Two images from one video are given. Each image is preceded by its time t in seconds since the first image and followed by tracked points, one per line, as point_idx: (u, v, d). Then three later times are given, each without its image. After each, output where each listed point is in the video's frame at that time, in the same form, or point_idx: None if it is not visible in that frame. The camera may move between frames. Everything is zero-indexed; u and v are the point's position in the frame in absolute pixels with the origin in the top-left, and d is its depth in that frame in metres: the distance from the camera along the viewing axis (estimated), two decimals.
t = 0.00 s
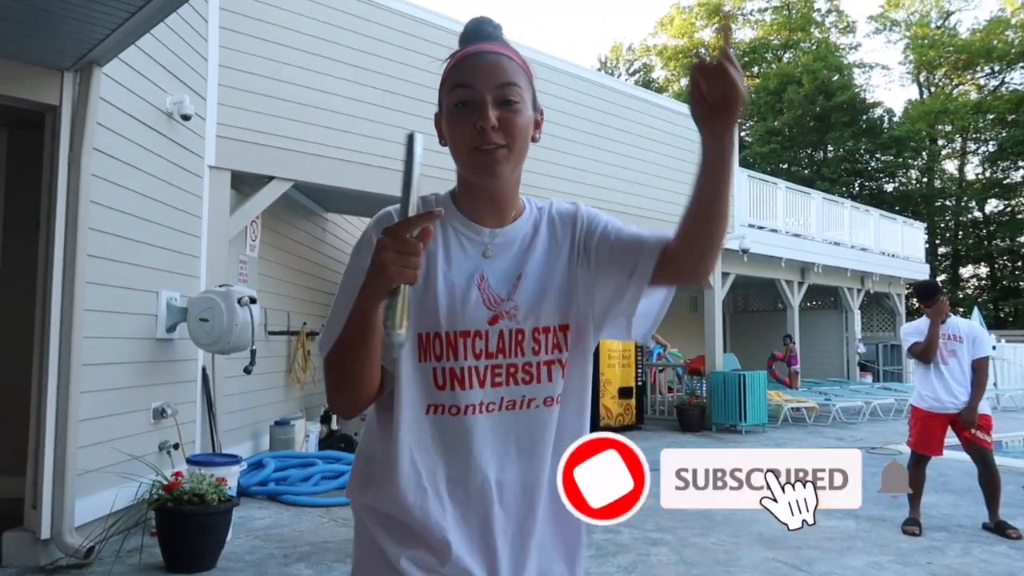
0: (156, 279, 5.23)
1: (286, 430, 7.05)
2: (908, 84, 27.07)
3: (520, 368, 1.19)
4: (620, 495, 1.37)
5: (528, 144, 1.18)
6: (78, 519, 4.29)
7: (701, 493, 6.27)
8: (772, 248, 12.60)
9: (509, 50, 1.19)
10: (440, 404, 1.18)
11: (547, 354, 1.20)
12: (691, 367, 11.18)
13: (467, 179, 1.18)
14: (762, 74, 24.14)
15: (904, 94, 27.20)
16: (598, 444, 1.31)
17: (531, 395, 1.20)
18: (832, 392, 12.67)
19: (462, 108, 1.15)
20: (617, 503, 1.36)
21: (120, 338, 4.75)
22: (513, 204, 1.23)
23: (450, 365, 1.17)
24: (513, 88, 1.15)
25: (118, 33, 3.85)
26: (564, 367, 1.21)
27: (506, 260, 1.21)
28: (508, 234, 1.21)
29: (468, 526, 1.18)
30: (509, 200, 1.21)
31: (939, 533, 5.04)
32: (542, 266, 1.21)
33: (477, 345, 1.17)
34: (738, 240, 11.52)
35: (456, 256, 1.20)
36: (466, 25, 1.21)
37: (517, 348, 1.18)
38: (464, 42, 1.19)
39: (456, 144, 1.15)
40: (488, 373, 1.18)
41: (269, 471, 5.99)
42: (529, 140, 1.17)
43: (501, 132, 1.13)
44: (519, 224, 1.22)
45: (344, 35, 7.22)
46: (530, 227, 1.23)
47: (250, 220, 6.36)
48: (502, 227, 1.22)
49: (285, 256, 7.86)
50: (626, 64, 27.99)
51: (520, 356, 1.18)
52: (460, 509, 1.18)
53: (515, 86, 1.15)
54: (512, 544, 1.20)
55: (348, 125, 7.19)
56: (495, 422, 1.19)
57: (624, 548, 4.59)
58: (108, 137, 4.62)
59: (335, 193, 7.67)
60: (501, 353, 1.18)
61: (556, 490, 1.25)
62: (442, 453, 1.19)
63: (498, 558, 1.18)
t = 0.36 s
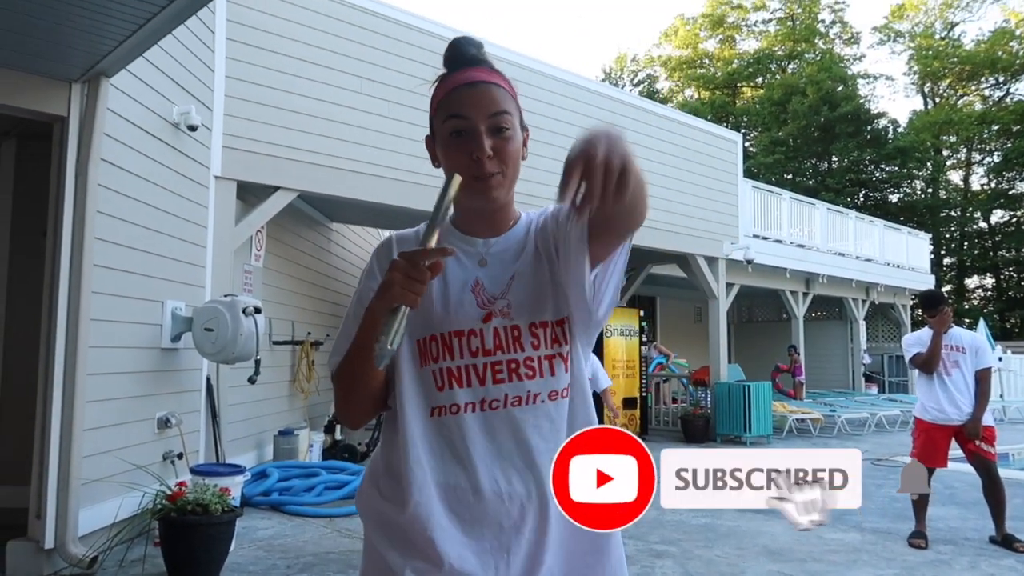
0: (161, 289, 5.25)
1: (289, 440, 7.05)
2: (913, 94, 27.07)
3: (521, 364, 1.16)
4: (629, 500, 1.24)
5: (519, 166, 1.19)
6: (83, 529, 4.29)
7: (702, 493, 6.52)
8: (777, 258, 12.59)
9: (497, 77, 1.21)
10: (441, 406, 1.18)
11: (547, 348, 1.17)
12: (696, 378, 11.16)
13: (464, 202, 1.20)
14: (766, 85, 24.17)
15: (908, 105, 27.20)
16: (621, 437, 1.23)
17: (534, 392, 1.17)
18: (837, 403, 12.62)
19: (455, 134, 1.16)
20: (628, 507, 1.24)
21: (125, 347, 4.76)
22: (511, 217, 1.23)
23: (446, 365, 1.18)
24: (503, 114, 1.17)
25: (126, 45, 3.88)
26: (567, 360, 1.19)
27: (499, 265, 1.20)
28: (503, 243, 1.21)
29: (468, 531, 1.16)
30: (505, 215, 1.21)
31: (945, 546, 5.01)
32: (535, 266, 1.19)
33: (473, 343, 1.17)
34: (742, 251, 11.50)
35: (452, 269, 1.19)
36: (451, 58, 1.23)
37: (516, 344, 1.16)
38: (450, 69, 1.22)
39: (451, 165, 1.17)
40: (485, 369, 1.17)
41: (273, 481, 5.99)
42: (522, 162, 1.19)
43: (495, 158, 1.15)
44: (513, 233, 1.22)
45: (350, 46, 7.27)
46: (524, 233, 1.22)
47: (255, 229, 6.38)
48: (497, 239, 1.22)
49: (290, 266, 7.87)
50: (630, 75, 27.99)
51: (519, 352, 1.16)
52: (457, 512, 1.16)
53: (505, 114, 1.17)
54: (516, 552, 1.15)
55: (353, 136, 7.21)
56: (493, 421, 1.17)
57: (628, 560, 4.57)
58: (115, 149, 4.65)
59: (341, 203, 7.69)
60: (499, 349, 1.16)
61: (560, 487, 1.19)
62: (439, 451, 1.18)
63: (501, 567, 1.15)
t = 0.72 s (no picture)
0: (164, 298, 5.26)
1: (291, 449, 7.03)
2: (915, 103, 27.09)
3: (512, 375, 1.14)
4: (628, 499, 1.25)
5: (520, 174, 1.19)
6: (84, 538, 4.28)
7: (702, 494, 6.64)
8: (779, 267, 12.58)
9: (496, 89, 1.23)
10: (434, 415, 1.16)
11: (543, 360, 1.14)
12: (698, 387, 11.13)
13: (468, 217, 1.20)
14: (768, 94, 24.20)
15: (910, 114, 27.21)
16: (620, 445, 1.22)
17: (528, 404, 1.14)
18: (840, 412, 12.57)
19: (453, 144, 1.18)
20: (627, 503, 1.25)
21: (127, 356, 4.76)
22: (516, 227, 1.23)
23: (438, 372, 1.16)
24: (499, 123, 1.18)
25: (132, 54, 3.90)
26: (563, 376, 1.15)
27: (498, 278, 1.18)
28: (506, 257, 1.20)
29: (451, 540, 1.12)
30: (509, 226, 1.20)
31: (950, 556, 4.98)
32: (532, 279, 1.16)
33: (466, 352, 1.15)
34: (745, 259, 11.49)
35: (455, 282, 1.19)
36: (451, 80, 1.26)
37: (509, 355, 1.14)
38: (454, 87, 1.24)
39: (453, 175, 1.17)
40: (477, 378, 1.14)
41: (275, 490, 5.98)
42: (522, 168, 1.19)
43: (492, 163, 1.15)
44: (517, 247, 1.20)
45: (354, 56, 7.30)
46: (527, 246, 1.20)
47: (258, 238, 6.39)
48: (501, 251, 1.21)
49: (292, 275, 7.88)
50: (633, 84, 28.01)
51: (511, 363, 1.14)
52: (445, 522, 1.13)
53: (501, 121, 1.18)
54: (501, 566, 1.11)
55: (356, 145, 7.24)
56: (485, 430, 1.14)
57: (631, 569, 4.56)
58: (120, 158, 4.67)
59: (343, 212, 7.71)
60: (491, 359, 1.14)
61: (557, 490, 1.16)
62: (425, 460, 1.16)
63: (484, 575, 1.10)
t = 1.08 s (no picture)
0: (162, 302, 5.25)
1: (289, 453, 7.02)
2: (912, 107, 27.15)
3: (497, 376, 0.98)
4: (628, 502, 0.86)
5: (530, 167, 1.09)
6: (82, 543, 4.27)
7: (700, 493, 6.88)
8: (777, 271, 12.59)
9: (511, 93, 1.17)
10: (422, 410, 1.04)
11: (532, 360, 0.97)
12: (698, 392, 11.24)
13: (476, 211, 1.08)
14: (766, 99, 24.27)
15: (908, 118, 27.26)
16: (618, 442, 0.85)
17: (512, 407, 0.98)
18: (839, 416, 12.58)
19: (464, 129, 1.09)
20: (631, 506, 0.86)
21: (125, 360, 4.75)
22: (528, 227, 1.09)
23: (427, 368, 1.04)
24: (512, 112, 1.10)
25: (129, 59, 3.90)
26: (549, 385, 0.97)
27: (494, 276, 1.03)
28: (509, 254, 1.04)
29: (417, 547, 1.01)
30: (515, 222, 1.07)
31: (949, 560, 4.98)
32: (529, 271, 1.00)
33: (450, 348, 1.01)
34: (743, 263, 11.51)
35: (452, 279, 1.07)
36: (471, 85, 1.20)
37: (495, 357, 0.99)
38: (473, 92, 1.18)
39: (460, 161, 1.08)
40: (460, 377, 1.00)
41: (272, 495, 5.97)
42: (532, 163, 1.09)
43: (504, 149, 1.07)
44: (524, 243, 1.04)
45: (352, 61, 7.32)
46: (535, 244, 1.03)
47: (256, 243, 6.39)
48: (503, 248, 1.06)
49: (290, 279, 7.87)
50: (631, 89, 28.06)
51: (498, 363, 0.98)
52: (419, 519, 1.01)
53: (514, 112, 1.10)
54: None
55: (355, 150, 7.25)
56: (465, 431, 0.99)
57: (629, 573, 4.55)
58: (117, 163, 4.66)
59: (341, 216, 7.71)
60: (477, 357, 1.00)
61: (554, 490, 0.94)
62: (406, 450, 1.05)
63: None
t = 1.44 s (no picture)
0: (159, 306, 5.25)
1: (287, 458, 7.02)
2: (909, 112, 27.18)
3: (488, 395, 1.00)
4: (630, 501, 1.06)
5: (548, 166, 1.12)
6: (78, 548, 4.26)
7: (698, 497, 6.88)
8: (775, 275, 12.60)
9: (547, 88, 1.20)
10: (406, 416, 1.04)
11: (526, 388, 1.00)
12: (696, 396, 11.50)
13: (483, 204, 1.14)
14: (764, 103, 24.28)
15: (905, 123, 27.29)
16: (618, 442, 1.07)
17: (498, 430, 1.00)
18: (836, 420, 12.57)
19: (486, 120, 1.13)
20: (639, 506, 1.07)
21: (122, 364, 4.75)
22: (538, 232, 1.14)
23: (418, 376, 1.04)
24: (537, 110, 1.13)
25: (127, 63, 3.91)
26: (537, 412, 1.00)
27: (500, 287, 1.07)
28: (516, 260, 1.09)
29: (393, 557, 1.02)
30: (523, 222, 1.12)
31: (946, 565, 4.99)
32: (536, 293, 1.06)
33: (446, 360, 1.03)
34: (740, 268, 11.52)
35: (452, 286, 1.09)
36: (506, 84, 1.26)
37: (489, 374, 1.01)
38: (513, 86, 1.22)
39: (474, 153, 1.12)
40: (452, 392, 1.02)
41: (269, 499, 5.96)
42: (549, 165, 1.12)
43: (517, 148, 1.10)
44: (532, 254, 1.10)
45: (351, 65, 7.33)
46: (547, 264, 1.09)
47: (254, 247, 6.39)
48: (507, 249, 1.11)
49: (288, 283, 7.86)
50: (629, 93, 28.03)
51: (492, 381, 1.01)
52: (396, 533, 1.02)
53: (539, 110, 1.13)
54: None
55: (352, 154, 7.25)
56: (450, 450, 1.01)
57: None
58: (115, 167, 4.66)
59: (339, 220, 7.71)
60: (471, 373, 1.01)
61: (556, 491, 1.04)
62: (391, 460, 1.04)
63: None
